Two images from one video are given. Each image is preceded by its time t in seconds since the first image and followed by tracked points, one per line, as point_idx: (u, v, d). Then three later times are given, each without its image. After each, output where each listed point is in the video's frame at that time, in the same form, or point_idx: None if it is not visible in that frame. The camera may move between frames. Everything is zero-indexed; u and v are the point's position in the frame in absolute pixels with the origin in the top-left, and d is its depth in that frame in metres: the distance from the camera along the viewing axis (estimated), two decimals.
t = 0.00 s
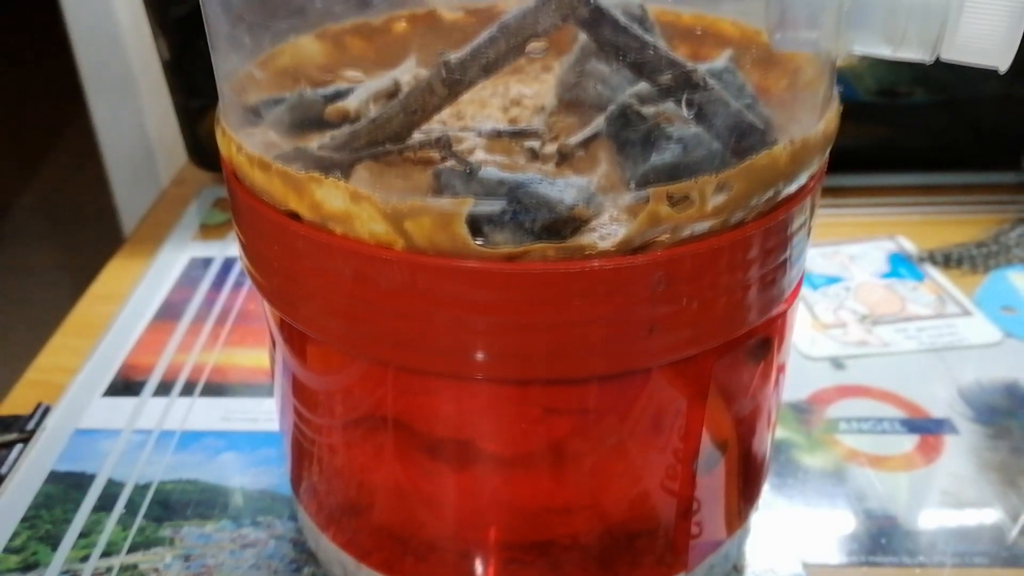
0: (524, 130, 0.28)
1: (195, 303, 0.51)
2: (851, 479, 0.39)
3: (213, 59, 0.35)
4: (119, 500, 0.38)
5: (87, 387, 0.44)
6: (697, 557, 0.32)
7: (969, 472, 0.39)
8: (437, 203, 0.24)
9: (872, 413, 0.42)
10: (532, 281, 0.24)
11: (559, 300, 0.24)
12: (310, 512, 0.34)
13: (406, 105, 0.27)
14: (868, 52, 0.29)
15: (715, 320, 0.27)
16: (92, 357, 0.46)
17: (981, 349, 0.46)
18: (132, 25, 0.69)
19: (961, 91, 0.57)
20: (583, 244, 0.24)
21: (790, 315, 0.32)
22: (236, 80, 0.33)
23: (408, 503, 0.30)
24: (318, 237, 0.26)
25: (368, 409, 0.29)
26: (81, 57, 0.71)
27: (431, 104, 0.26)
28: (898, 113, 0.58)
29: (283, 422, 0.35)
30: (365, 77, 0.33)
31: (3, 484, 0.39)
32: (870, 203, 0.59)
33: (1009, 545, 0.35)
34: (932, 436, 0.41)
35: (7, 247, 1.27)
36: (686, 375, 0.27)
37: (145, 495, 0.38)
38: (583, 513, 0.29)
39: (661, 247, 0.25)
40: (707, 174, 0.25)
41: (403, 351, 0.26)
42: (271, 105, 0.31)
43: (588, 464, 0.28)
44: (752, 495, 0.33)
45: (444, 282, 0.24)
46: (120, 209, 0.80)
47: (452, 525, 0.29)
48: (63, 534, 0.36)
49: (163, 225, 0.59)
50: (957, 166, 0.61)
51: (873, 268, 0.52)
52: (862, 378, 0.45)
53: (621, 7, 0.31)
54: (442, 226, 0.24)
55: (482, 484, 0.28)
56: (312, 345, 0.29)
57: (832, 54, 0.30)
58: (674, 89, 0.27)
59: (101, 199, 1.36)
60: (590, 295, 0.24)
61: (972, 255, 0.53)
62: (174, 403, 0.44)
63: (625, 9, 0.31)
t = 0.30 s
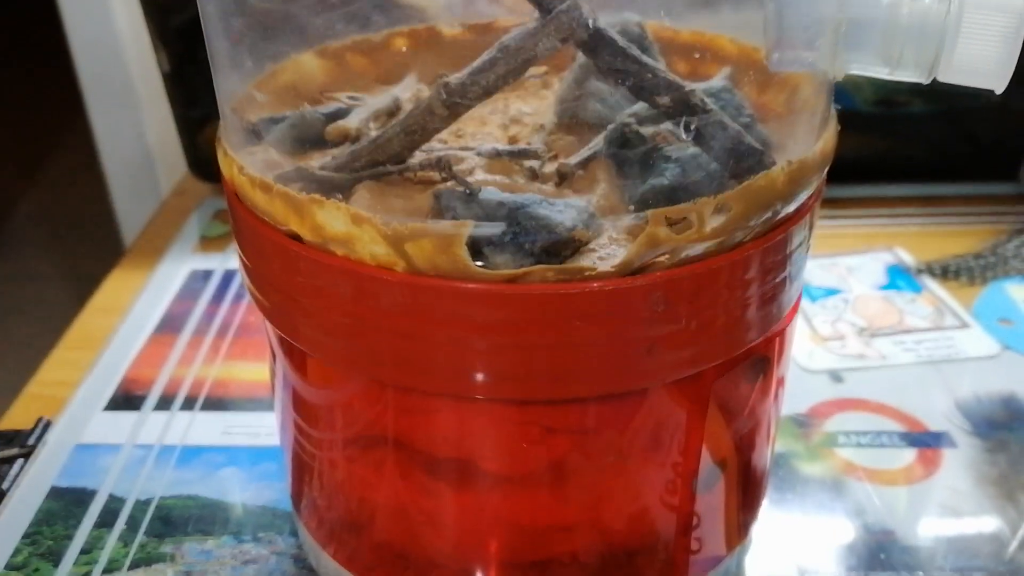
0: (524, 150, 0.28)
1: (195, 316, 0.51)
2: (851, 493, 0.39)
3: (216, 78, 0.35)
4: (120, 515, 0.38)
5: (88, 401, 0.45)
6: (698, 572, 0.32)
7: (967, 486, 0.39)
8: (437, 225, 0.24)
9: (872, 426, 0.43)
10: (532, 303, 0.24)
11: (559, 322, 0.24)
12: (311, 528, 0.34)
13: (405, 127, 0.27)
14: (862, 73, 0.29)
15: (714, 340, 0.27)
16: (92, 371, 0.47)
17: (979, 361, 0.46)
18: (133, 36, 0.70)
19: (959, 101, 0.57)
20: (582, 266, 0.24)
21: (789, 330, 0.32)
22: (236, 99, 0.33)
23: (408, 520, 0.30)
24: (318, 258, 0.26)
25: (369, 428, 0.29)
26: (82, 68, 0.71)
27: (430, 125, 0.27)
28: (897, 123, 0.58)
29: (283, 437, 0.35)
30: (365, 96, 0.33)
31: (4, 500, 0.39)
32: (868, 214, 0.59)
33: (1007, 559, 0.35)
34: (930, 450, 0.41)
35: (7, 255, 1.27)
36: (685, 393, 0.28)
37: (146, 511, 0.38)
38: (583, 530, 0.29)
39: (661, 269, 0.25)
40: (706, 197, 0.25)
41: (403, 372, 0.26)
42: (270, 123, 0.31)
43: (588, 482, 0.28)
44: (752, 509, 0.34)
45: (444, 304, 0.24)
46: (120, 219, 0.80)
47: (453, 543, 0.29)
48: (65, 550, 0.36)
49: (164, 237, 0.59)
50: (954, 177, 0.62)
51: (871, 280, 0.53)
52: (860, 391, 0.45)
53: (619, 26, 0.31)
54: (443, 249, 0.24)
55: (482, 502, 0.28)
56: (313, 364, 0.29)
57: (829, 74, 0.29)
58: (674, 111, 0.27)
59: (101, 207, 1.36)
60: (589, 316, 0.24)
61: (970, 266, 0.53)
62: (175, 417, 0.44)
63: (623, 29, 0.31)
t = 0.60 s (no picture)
0: (527, 177, 0.29)
1: (205, 331, 0.52)
2: (848, 506, 0.40)
3: (227, 106, 0.36)
4: (132, 529, 0.39)
5: (101, 416, 0.46)
6: None
7: (963, 499, 0.40)
8: (443, 253, 0.25)
9: (868, 439, 0.43)
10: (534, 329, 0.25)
11: (561, 347, 0.25)
12: (319, 541, 0.35)
13: (413, 155, 0.28)
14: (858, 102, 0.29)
15: (712, 362, 0.28)
16: (104, 386, 0.47)
17: (974, 375, 0.47)
18: (143, 53, 0.71)
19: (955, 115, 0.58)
20: (583, 293, 0.25)
21: (786, 349, 0.33)
22: (249, 126, 0.34)
23: (414, 536, 0.31)
24: (328, 285, 0.27)
25: (376, 447, 0.30)
26: (93, 85, 0.72)
27: (436, 154, 0.28)
28: (894, 138, 0.59)
29: (292, 452, 0.36)
30: (370, 121, 0.34)
31: (19, 513, 0.39)
32: (865, 228, 0.60)
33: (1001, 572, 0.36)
34: (926, 464, 0.42)
35: (15, 265, 1.28)
36: (684, 413, 0.28)
37: (158, 524, 0.39)
38: (584, 546, 0.30)
39: (660, 295, 0.26)
40: (703, 225, 0.26)
41: (410, 394, 0.27)
42: (280, 150, 0.32)
43: (589, 499, 0.29)
44: (751, 522, 0.34)
45: (450, 329, 0.25)
46: (129, 232, 0.81)
47: (457, 557, 0.30)
48: (79, 563, 0.37)
49: (173, 252, 0.60)
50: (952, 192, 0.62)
51: (868, 294, 0.54)
52: (857, 405, 0.46)
53: (619, 55, 0.32)
54: (449, 276, 0.25)
55: (487, 519, 0.29)
56: (322, 385, 0.30)
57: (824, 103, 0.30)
58: (669, 141, 0.28)
59: (108, 218, 1.38)
60: (590, 341, 0.25)
61: (965, 280, 0.54)
62: (186, 432, 0.45)
63: (623, 58, 0.32)
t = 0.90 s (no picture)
0: (525, 203, 0.29)
1: (206, 347, 0.52)
2: (845, 523, 0.40)
3: (228, 131, 0.37)
4: (133, 547, 0.39)
5: (102, 433, 0.46)
6: None
7: (960, 515, 0.40)
8: (443, 281, 0.26)
9: (865, 455, 0.44)
10: (534, 355, 0.25)
11: (560, 372, 0.26)
12: (320, 558, 0.35)
13: (411, 182, 0.28)
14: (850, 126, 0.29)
15: (710, 385, 0.28)
16: (105, 404, 0.48)
17: (971, 390, 0.47)
18: (144, 69, 0.71)
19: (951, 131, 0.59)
20: (580, 319, 0.26)
21: (783, 369, 0.33)
22: (249, 148, 0.35)
23: (415, 556, 0.31)
24: (329, 310, 0.27)
25: (376, 468, 0.30)
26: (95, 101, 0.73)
27: (435, 181, 0.28)
28: (890, 152, 0.59)
29: (292, 469, 0.36)
30: (372, 144, 0.34)
31: (21, 532, 0.40)
32: (862, 242, 0.61)
33: None
34: (923, 480, 0.42)
35: (15, 275, 1.28)
36: (682, 435, 0.29)
37: (159, 543, 0.39)
38: (584, 566, 0.30)
39: (656, 320, 0.26)
40: (699, 252, 0.26)
41: (410, 419, 0.27)
42: (280, 174, 0.32)
43: (589, 520, 0.29)
44: (749, 539, 0.35)
45: (449, 356, 0.26)
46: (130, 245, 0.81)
47: None
48: None
49: (174, 269, 0.61)
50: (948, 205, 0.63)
51: (864, 309, 0.54)
52: (854, 421, 0.46)
53: (616, 80, 0.32)
54: (448, 303, 0.26)
55: (487, 540, 0.29)
56: (323, 407, 0.30)
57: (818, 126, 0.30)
58: (666, 169, 0.28)
59: (109, 227, 1.38)
60: (589, 367, 0.26)
61: (961, 294, 0.55)
62: (186, 449, 0.45)
63: (619, 83, 0.32)
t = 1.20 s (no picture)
0: (523, 218, 0.29)
1: (206, 358, 0.52)
2: (842, 533, 0.40)
3: (230, 153, 0.37)
4: (133, 558, 0.39)
5: (102, 443, 0.46)
6: None
7: (957, 525, 0.40)
8: (441, 298, 0.26)
9: (862, 465, 0.44)
10: (532, 372, 0.25)
11: (558, 389, 0.26)
12: (319, 569, 0.35)
13: (411, 200, 0.28)
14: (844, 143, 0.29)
15: (708, 400, 0.28)
16: (106, 414, 0.48)
17: (967, 400, 0.48)
18: (145, 79, 0.72)
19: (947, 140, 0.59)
20: (577, 336, 0.26)
21: (781, 382, 0.33)
22: (250, 165, 0.35)
23: (414, 568, 0.31)
24: (328, 327, 0.27)
25: (375, 482, 0.30)
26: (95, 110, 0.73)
27: (434, 199, 0.28)
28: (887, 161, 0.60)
29: (292, 479, 0.36)
30: (370, 158, 0.35)
31: (21, 543, 0.40)
32: (860, 250, 0.61)
33: None
34: (920, 490, 0.42)
35: (14, 281, 1.29)
36: (680, 448, 0.29)
37: (160, 554, 0.39)
38: None
39: (653, 337, 0.26)
40: (696, 270, 0.27)
41: (409, 433, 0.28)
42: (281, 190, 0.33)
43: (587, 533, 0.29)
44: (747, 550, 0.35)
45: (448, 372, 0.26)
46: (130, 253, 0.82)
47: None
48: None
49: (174, 278, 0.61)
50: (945, 214, 0.63)
51: (861, 318, 0.54)
52: (851, 430, 0.46)
53: (613, 96, 0.33)
54: (446, 321, 0.26)
55: (486, 553, 0.29)
56: (322, 422, 0.31)
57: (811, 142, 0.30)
58: (662, 186, 0.28)
59: (108, 233, 1.38)
60: (587, 383, 0.26)
61: (958, 303, 0.55)
62: (186, 460, 0.45)
63: (617, 99, 0.32)
